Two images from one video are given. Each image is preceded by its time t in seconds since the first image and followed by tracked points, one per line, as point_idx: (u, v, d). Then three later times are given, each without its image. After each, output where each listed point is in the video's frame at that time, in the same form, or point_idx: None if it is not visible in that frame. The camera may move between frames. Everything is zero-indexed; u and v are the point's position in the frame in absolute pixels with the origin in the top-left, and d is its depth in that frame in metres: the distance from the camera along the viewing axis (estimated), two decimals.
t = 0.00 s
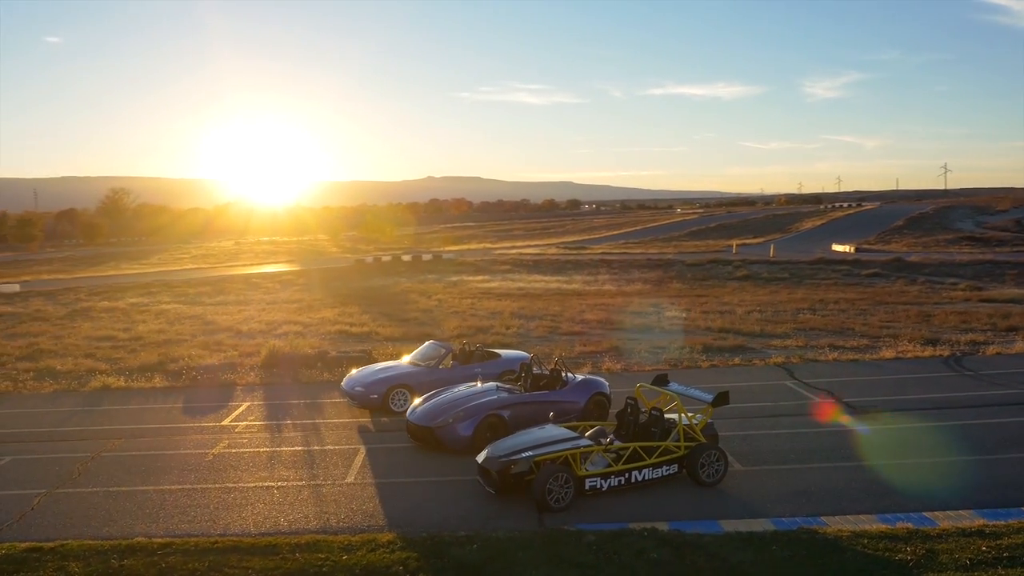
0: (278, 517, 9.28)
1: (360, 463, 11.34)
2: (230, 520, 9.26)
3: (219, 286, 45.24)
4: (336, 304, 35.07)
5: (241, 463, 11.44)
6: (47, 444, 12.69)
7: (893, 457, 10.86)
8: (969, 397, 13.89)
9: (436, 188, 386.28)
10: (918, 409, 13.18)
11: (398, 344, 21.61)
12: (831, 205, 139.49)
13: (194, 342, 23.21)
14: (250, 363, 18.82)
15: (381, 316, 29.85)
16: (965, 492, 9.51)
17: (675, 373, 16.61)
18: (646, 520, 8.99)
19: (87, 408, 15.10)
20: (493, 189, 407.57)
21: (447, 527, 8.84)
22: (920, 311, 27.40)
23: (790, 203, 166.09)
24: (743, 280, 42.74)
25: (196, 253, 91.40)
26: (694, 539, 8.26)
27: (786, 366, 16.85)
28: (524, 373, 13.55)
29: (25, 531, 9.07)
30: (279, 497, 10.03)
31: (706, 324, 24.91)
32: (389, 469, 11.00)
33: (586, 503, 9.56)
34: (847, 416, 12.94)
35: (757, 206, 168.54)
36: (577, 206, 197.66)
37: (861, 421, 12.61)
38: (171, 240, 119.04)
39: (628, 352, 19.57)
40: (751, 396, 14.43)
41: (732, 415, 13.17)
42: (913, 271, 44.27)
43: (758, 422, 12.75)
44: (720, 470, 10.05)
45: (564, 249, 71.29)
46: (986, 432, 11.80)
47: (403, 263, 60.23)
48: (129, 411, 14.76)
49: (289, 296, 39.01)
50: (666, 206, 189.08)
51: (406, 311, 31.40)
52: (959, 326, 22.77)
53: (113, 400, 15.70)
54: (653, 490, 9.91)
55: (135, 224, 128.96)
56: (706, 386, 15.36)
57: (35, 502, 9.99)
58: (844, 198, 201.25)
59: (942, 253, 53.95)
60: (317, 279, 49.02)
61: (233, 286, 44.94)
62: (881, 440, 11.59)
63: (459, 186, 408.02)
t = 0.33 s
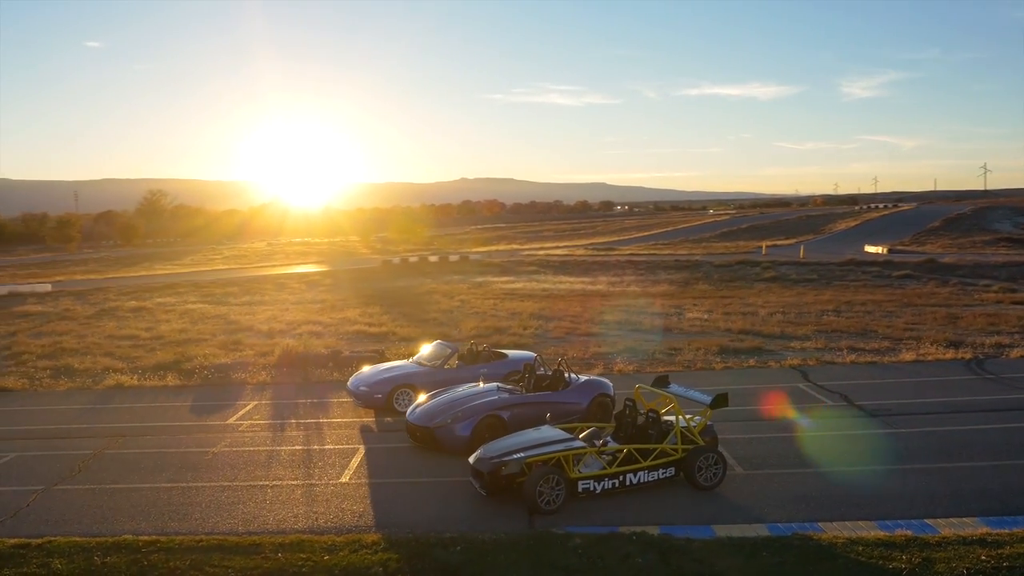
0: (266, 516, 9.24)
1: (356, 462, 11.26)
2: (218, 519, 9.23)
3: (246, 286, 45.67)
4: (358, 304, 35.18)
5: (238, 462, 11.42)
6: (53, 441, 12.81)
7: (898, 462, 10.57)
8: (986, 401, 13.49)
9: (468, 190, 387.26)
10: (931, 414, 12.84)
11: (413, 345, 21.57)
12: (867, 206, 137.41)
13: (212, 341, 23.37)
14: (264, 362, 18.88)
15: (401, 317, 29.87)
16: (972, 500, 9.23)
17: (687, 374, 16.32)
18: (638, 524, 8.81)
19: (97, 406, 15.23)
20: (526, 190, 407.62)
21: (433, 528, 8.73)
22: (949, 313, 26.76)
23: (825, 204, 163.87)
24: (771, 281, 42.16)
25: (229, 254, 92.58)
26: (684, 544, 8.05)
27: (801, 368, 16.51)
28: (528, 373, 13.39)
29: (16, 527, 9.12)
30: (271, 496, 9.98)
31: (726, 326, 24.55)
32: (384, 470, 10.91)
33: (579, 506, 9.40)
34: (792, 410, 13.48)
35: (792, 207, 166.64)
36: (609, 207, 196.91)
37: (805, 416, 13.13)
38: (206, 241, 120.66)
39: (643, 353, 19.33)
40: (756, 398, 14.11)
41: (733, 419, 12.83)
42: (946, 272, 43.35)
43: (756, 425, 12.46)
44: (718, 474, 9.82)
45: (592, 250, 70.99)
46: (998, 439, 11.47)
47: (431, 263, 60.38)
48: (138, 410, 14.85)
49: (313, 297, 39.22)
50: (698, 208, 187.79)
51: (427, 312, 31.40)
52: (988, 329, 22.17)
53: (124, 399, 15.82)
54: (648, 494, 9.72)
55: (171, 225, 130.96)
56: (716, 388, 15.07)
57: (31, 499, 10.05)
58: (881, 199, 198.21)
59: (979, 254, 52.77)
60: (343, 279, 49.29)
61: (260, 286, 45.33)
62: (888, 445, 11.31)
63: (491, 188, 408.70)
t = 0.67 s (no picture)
0: (255, 515, 9.19)
1: (354, 462, 11.20)
2: (209, 517, 9.22)
3: (273, 286, 46.04)
4: (381, 305, 35.28)
5: (237, 460, 11.42)
6: (59, 438, 12.92)
7: (905, 467, 10.27)
8: (1003, 406, 13.09)
9: (501, 192, 387.66)
10: (945, 418, 12.47)
11: (428, 345, 21.52)
12: (904, 207, 135.19)
13: (230, 340, 23.54)
14: (277, 361, 18.94)
15: (421, 317, 29.87)
16: (977, 507, 8.95)
17: (698, 376, 16.05)
18: (629, 527, 8.65)
19: (108, 404, 15.36)
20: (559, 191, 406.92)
21: (420, 529, 8.63)
22: (978, 316, 26.11)
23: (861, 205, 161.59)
24: (799, 283, 41.58)
25: (261, 255, 93.36)
26: (672, 548, 7.87)
27: (817, 371, 16.17)
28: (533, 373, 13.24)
29: (9, 523, 9.18)
30: (264, 494, 9.94)
31: (746, 327, 24.20)
32: (381, 469, 10.84)
33: (571, 508, 9.25)
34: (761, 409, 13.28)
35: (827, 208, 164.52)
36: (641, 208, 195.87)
37: (784, 415, 12.86)
38: (240, 243, 122.06)
39: (657, 354, 19.08)
40: (761, 401, 13.82)
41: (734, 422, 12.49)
42: (981, 274, 42.37)
43: (754, 428, 12.12)
44: (716, 477, 9.61)
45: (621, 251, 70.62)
46: (1012, 444, 11.11)
47: (458, 264, 60.46)
48: (147, 407, 14.95)
49: (338, 297, 39.41)
50: (731, 209, 186.20)
51: (448, 312, 31.38)
52: (1016, 331, 21.57)
53: (136, 396, 15.93)
54: (643, 497, 9.54)
55: (207, 227, 132.68)
56: (725, 390, 14.76)
57: (28, 495, 10.12)
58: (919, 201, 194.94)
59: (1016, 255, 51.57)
60: (369, 280, 49.49)
61: (287, 286, 45.69)
62: (896, 449, 11.00)
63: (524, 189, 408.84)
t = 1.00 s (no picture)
0: (246, 512, 9.17)
1: (353, 460, 11.16)
2: (201, 514, 9.21)
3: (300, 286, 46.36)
4: (404, 304, 35.34)
5: (237, 458, 11.43)
6: (68, 434, 13.04)
7: (912, 472, 9.98)
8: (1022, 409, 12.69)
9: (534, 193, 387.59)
10: (960, 421, 12.13)
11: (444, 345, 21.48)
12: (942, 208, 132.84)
13: (249, 339, 23.69)
14: (291, 360, 19.01)
15: (441, 317, 29.86)
16: (981, 513, 8.66)
17: (710, 377, 15.80)
18: (619, 529, 8.50)
19: (121, 401, 15.52)
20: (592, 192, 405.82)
21: (408, 528, 8.55)
22: (1008, 317, 25.50)
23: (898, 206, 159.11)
24: (828, 284, 40.95)
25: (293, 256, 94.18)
26: (660, 550, 7.71)
27: (832, 373, 15.85)
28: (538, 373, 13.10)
29: (5, 517, 9.26)
30: (259, 492, 9.94)
31: (767, 329, 23.85)
32: (378, 468, 10.77)
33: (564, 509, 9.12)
34: (768, 411, 13.02)
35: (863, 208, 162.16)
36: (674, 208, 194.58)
37: (787, 417, 12.62)
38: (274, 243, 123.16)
39: (672, 355, 18.84)
40: (770, 402, 13.56)
41: (735, 424, 12.26)
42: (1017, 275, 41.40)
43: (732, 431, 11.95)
44: (713, 479, 9.42)
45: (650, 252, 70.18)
46: None
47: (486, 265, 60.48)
48: (159, 405, 15.06)
49: (362, 297, 39.56)
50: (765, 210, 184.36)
51: (469, 312, 31.32)
52: None
53: (148, 394, 16.07)
54: (638, 499, 9.38)
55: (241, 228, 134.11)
56: (736, 391, 14.50)
57: (29, 489, 10.23)
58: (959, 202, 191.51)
59: None
60: (396, 280, 49.66)
61: (314, 286, 45.98)
62: (905, 454, 10.70)
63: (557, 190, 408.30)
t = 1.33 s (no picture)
0: (236, 510, 9.16)
1: (351, 459, 11.13)
2: (193, 510, 9.22)
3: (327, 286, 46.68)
4: (427, 305, 35.40)
5: (238, 455, 11.46)
6: (77, 430, 13.19)
7: (918, 476, 9.69)
8: None
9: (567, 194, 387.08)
10: (976, 425, 11.77)
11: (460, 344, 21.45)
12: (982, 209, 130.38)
13: (268, 338, 23.86)
14: (305, 359, 19.09)
15: (462, 317, 29.87)
16: (984, 519, 8.38)
17: (723, 378, 15.57)
18: (608, 531, 8.35)
19: (133, 398, 15.66)
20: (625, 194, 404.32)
21: (395, 528, 8.49)
22: None
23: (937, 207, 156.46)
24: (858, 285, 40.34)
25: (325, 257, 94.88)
26: (645, 552, 7.56)
27: (848, 374, 15.52)
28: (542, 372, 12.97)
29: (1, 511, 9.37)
30: (252, 489, 9.94)
31: (789, 330, 23.52)
32: (376, 467, 10.74)
33: (555, 510, 8.99)
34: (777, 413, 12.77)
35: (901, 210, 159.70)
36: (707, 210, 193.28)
37: (794, 419, 12.35)
38: (306, 245, 124.03)
39: (687, 356, 18.60)
40: (781, 404, 13.28)
41: (740, 426, 12.02)
42: None
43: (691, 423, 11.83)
44: (709, 482, 9.23)
45: (680, 253, 69.67)
46: None
47: (514, 266, 60.48)
48: (171, 402, 15.18)
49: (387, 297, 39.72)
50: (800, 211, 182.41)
51: (491, 313, 31.28)
52: None
53: (161, 391, 16.21)
54: (633, 500, 9.22)
55: (275, 229, 135.52)
56: (748, 394, 14.20)
57: (31, 484, 10.36)
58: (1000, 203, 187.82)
59: None
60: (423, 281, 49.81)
61: (341, 286, 46.28)
62: (914, 458, 10.40)
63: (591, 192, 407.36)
